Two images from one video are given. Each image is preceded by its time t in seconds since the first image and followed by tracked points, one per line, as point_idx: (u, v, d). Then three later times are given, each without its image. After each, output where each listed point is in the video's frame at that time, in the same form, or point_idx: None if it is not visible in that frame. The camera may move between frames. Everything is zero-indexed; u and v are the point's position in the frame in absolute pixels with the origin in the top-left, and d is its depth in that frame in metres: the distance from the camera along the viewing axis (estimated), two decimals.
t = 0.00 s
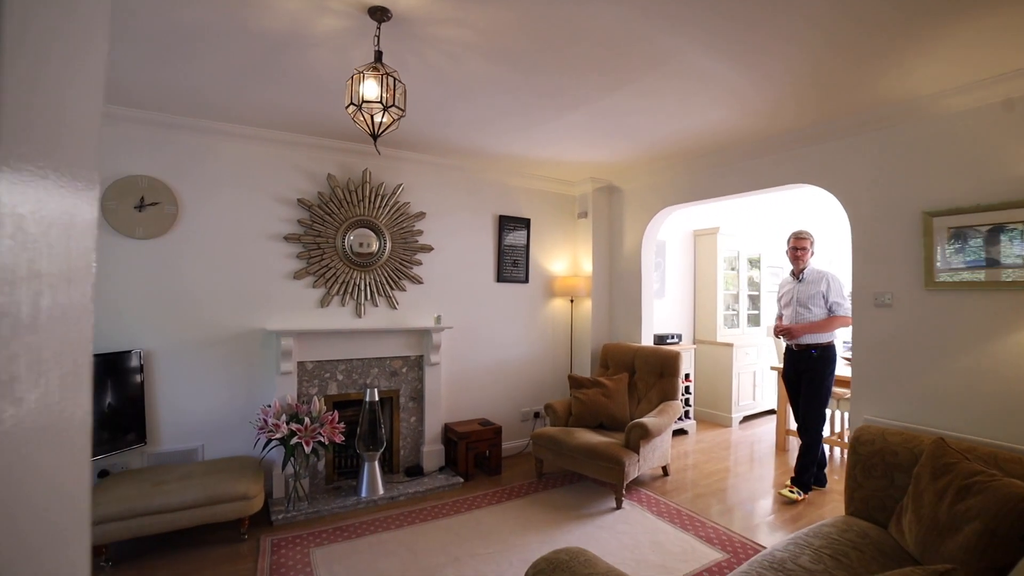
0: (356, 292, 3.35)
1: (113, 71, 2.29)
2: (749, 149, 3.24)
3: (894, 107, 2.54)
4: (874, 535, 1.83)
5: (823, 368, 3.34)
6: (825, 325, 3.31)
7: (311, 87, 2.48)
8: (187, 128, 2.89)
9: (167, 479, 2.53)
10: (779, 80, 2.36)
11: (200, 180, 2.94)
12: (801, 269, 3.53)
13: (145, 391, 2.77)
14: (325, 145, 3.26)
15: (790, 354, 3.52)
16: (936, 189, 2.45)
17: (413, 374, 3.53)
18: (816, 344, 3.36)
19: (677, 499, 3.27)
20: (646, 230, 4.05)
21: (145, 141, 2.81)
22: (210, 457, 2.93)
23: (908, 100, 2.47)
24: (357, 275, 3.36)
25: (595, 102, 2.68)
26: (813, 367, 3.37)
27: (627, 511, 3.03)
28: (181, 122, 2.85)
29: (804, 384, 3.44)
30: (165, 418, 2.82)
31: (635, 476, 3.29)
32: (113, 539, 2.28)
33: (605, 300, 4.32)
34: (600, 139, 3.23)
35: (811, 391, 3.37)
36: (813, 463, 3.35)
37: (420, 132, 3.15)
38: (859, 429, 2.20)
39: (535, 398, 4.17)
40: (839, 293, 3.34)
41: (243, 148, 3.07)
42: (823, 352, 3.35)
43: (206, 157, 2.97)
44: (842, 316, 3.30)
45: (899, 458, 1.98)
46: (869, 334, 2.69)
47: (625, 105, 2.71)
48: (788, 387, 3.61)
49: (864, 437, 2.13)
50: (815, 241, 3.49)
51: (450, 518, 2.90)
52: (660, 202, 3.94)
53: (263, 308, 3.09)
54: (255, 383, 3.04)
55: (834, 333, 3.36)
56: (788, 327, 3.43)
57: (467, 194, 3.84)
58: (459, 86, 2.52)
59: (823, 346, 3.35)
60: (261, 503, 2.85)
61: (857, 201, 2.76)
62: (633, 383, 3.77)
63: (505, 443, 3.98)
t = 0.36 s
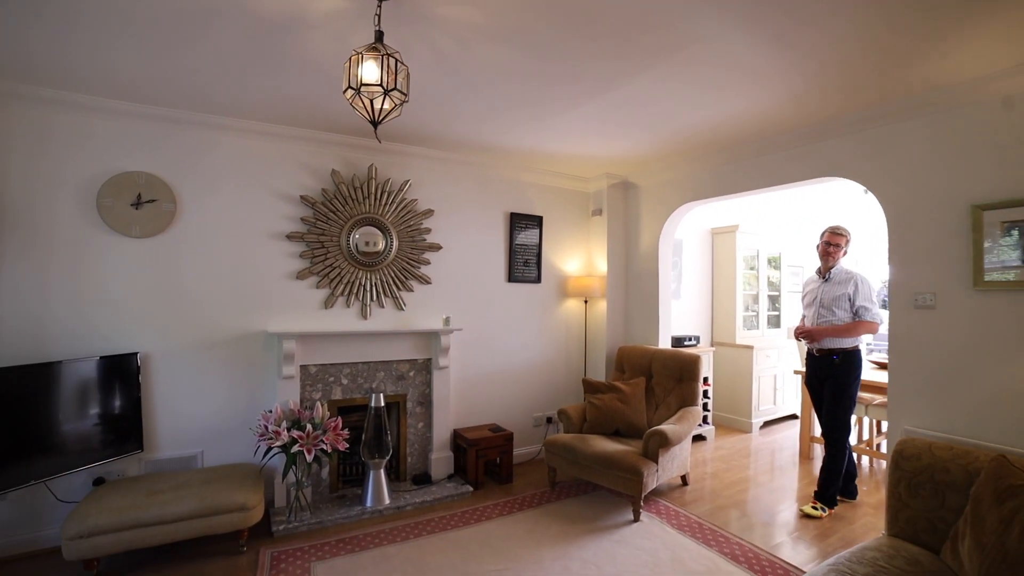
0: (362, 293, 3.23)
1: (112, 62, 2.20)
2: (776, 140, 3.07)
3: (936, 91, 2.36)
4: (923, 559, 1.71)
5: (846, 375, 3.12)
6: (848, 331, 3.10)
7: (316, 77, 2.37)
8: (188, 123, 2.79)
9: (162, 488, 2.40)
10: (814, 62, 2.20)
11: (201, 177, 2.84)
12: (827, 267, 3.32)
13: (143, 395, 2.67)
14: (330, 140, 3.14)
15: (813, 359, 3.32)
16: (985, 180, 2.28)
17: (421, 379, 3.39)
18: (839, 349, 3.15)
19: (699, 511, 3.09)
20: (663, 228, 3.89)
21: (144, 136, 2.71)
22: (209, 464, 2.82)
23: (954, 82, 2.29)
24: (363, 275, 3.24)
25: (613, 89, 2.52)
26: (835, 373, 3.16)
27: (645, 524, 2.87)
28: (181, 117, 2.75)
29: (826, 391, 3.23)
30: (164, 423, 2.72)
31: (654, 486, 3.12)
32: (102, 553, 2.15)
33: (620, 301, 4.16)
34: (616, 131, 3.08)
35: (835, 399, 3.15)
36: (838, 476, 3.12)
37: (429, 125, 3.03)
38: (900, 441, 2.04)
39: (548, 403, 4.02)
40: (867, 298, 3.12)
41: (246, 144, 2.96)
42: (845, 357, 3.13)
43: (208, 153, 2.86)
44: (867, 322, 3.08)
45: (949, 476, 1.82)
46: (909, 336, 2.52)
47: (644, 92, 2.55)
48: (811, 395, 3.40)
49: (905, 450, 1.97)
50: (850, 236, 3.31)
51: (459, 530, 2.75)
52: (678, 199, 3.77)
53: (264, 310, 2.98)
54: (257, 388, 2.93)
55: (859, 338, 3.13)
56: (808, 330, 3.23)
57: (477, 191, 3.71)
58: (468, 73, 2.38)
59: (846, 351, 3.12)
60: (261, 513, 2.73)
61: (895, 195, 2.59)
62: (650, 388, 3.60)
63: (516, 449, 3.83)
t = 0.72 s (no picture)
0: (364, 293, 3.13)
1: (104, 53, 2.11)
2: (796, 132, 2.94)
3: (969, 78, 2.23)
4: None
5: (858, 378, 2.96)
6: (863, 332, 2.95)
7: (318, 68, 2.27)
8: (185, 118, 2.70)
9: (155, 496, 2.30)
10: (842, 47, 2.07)
11: (199, 175, 2.75)
12: (846, 265, 3.17)
13: (138, 399, 2.59)
14: (332, 135, 3.05)
15: (826, 363, 3.18)
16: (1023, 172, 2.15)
17: (425, 382, 3.29)
18: (852, 352, 2.99)
19: (714, 520, 2.97)
20: (674, 226, 3.77)
21: (141, 132, 2.62)
22: (206, 470, 2.73)
23: (991, 68, 2.16)
24: (365, 274, 3.14)
25: (626, 80, 2.41)
26: (848, 377, 3.01)
27: (658, 534, 2.75)
28: (178, 112, 2.66)
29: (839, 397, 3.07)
30: (159, 428, 2.63)
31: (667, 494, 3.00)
32: (91, 564, 2.05)
33: (630, 301, 4.04)
34: (628, 124, 2.96)
35: (848, 405, 2.99)
36: (859, 485, 2.96)
37: (434, 120, 2.93)
38: (935, 452, 2.03)
39: (556, 406, 3.91)
40: (887, 297, 2.94)
41: (245, 140, 2.87)
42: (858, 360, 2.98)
43: (206, 150, 2.77)
44: (888, 324, 2.89)
45: (990, 491, 1.80)
46: (941, 338, 2.40)
47: (658, 82, 2.43)
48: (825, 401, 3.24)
49: (942, 462, 1.96)
50: (873, 233, 3.16)
51: (464, 539, 2.65)
52: (691, 196, 3.65)
53: (264, 311, 2.89)
54: (255, 391, 2.84)
55: (878, 340, 2.96)
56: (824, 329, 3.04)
57: (483, 188, 3.60)
58: (475, 63, 2.27)
59: (859, 354, 2.97)
60: (258, 521, 2.63)
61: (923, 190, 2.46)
62: (662, 391, 3.47)
63: (523, 454, 3.72)
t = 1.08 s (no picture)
0: (359, 293, 3.01)
1: (80, 40, 1.98)
2: (810, 125, 2.82)
3: (997, 65, 2.11)
4: None
5: (871, 384, 2.79)
6: (871, 332, 2.79)
7: (307, 57, 2.15)
8: (171, 111, 2.58)
9: (136, 507, 2.18)
10: (864, 33, 1.94)
11: (187, 169, 2.63)
12: (861, 263, 3.04)
13: (122, 404, 2.47)
14: (325, 129, 2.93)
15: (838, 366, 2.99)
16: None
17: (423, 385, 3.17)
18: (863, 355, 2.83)
19: (725, 529, 2.84)
20: (681, 224, 3.65)
21: (124, 125, 2.51)
22: (193, 478, 2.61)
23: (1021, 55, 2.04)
24: (360, 273, 3.02)
25: (633, 69, 2.29)
26: (859, 383, 2.84)
27: (667, 545, 2.63)
28: (164, 104, 2.53)
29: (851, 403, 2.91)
30: (145, 435, 2.51)
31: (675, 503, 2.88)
32: None
33: (635, 301, 3.92)
34: (634, 117, 2.84)
35: (861, 412, 2.83)
36: (876, 492, 2.83)
37: (431, 113, 2.81)
38: (965, 462, 1.93)
39: (558, 410, 3.79)
40: (898, 296, 2.77)
41: (235, 133, 2.75)
42: (872, 365, 2.81)
43: (194, 144, 2.65)
44: (896, 319, 2.64)
45: None
46: (966, 340, 2.29)
47: (667, 72, 2.31)
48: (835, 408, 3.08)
49: (974, 474, 1.86)
50: (884, 228, 2.97)
51: (463, 551, 2.53)
52: (698, 193, 3.53)
53: (254, 312, 2.77)
54: (246, 396, 2.72)
55: (894, 342, 2.77)
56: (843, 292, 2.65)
57: (483, 184, 3.48)
58: (474, 52, 2.15)
59: (873, 359, 2.80)
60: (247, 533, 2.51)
61: (947, 184, 2.35)
62: (669, 395, 3.35)
63: (525, 460, 3.60)
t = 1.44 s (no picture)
0: (352, 295, 2.91)
1: (54, 30, 1.87)
2: (820, 121, 2.72)
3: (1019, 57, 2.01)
4: None
5: (883, 391, 2.69)
6: (882, 338, 2.70)
7: (297, 50, 2.05)
8: (155, 105, 2.47)
9: (116, 522, 2.08)
10: (884, 22, 1.84)
11: (172, 166, 2.53)
12: (871, 264, 2.90)
13: (104, 411, 2.36)
14: (316, 125, 2.82)
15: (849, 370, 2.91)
16: None
17: (418, 390, 3.07)
18: (875, 361, 2.73)
19: (732, 539, 2.74)
20: (684, 224, 3.56)
21: (107, 120, 2.40)
22: (179, 488, 2.50)
23: None
24: (353, 275, 2.92)
25: (638, 62, 2.19)
26: (871, 390, 2.73)
27: (672, 557, 2.54)
28: (148, 97, 2.42)
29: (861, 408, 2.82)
30: (128, 443, 2.41)
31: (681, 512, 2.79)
32: None
33: (637, 302, 3.83)
34: (637, 113, 2.75)
35: (870, 418, 2.73)
36: (889, 501, 2.73)
37: (427, 108, 2.71)
38: (992, 476, 1.88)
39: (558, 414, 3.69)
40: (910, 300, 2.64)
41: (222, 129, 2.64)
42: (884, 372, 2.70)
43: (179, 140, 2.54)
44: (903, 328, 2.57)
45: None
46: (986, 345, 2.20)
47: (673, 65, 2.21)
48: (835, 405, 2.98)
49: (1004, 489, 1.81)
50: (892, 225, 2.80)
51: (460, 564, 2.42)
52: (702, 192, 3.43)
53: (243, 315, 2.66)
54: (233, 402, 2.62)
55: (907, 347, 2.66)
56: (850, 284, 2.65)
57: (481, 183, 3.38)
58: (471, 43, 2.05)
59: (885, 365, 2.69)
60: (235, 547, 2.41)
61: (964, 183, 2.25)
62: (672, 399, 3.25)
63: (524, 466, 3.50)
